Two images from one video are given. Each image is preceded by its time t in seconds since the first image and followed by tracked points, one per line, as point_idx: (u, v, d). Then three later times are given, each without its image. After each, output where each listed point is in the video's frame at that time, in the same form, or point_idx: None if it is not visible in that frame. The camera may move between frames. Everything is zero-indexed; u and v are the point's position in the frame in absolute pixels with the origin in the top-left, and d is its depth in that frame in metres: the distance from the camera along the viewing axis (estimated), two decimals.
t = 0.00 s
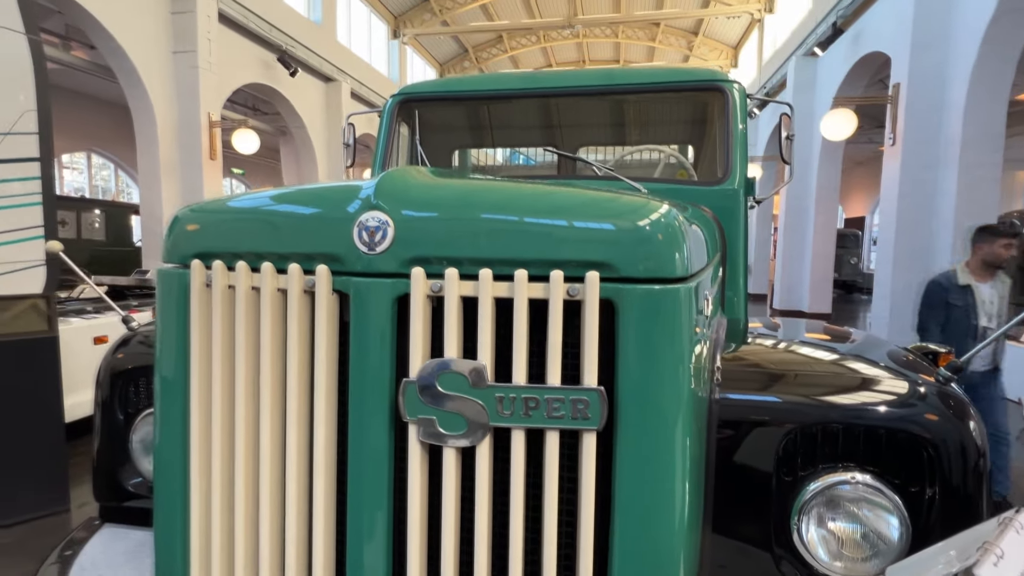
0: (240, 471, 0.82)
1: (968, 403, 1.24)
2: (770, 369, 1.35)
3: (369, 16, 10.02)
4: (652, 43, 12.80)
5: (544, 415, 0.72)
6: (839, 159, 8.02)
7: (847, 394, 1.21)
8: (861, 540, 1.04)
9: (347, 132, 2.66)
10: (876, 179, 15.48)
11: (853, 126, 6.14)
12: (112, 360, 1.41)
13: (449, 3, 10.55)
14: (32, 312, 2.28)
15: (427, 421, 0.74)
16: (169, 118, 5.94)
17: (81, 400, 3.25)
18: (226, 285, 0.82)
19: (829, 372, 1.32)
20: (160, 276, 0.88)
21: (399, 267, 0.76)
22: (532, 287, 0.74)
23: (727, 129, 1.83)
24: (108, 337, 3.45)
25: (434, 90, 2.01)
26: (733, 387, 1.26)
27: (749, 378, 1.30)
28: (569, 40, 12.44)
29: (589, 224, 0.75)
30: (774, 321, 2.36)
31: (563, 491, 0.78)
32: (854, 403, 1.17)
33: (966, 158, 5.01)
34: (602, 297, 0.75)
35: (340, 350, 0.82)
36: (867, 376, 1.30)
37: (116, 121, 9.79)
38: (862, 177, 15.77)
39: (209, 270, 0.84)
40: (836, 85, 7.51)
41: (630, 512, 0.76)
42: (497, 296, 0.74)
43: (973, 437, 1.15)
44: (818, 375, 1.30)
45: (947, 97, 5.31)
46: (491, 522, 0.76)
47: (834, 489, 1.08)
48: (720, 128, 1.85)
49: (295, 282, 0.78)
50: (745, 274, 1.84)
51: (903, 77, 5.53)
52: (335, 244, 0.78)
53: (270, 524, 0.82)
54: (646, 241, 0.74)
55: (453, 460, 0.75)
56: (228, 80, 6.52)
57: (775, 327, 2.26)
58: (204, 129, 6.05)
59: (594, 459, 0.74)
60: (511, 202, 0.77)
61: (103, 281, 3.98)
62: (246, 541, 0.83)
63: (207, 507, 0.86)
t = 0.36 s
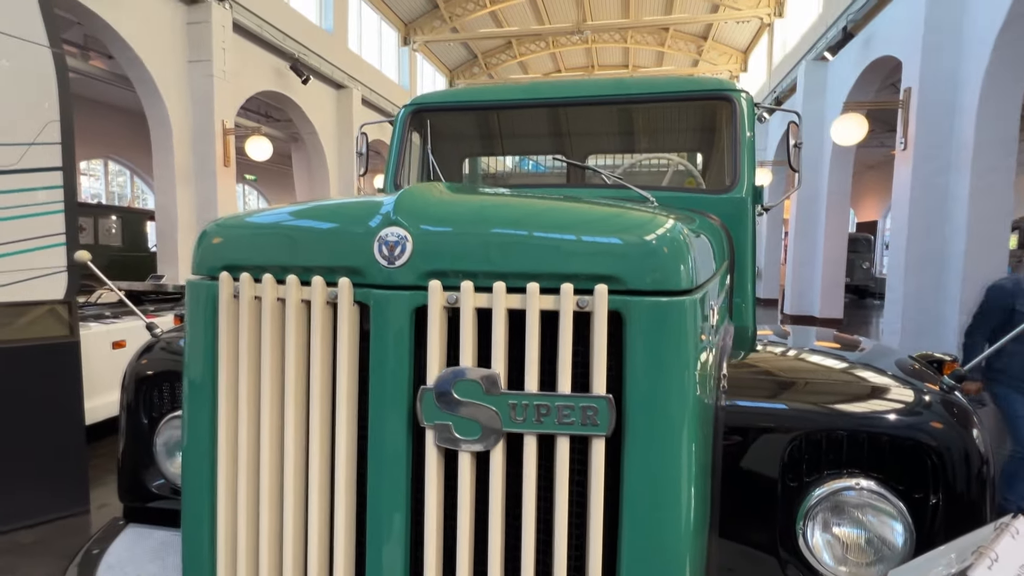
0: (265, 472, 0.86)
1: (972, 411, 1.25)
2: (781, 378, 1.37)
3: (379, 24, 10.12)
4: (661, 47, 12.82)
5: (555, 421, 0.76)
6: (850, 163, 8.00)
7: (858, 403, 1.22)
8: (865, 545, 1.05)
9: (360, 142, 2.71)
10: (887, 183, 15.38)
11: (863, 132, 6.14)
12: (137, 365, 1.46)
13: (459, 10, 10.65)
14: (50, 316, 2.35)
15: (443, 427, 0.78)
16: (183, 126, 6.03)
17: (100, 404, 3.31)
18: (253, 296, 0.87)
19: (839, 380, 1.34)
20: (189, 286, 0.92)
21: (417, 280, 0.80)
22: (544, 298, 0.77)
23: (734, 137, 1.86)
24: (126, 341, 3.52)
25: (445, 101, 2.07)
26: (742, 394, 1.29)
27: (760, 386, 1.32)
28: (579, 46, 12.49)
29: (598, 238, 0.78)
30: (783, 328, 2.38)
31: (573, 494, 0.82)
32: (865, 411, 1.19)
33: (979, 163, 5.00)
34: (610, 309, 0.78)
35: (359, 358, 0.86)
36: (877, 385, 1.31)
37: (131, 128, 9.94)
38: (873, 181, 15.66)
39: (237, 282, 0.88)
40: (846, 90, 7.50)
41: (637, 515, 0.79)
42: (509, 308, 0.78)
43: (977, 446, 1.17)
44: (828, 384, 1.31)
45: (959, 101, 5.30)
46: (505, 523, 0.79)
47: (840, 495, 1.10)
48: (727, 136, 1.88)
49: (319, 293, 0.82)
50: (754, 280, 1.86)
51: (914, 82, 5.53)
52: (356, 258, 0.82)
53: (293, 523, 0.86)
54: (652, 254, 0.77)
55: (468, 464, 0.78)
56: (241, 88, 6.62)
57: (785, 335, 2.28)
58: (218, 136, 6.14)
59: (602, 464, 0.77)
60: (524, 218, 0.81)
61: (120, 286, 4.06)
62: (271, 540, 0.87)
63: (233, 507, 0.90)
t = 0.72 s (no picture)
0: (276, 472, 0.89)
1: (968, 416, 1.27)
2: (786, 381, 1.37)
3: (386, 29, 10.19)
4: (667, 51, 12.85)
5: (556, 422, 0.79)
6: (857, 166, 8.01)
7: (865, 407, 1.22)
8: (862, 546, 1.06)
9: (367, 148, 2.75)
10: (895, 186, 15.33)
11: (869, 135, 6.14)
12: (150, 368, 1.50)
13: (464, 15, 10.72)
14: (61, 320, 2.37)
15: (448, 427, 0.81)
16: (192, 131, 6.11)
17: (110, 407, 3.35)
18: (266, 302, 0.90)
19: (844, 384, 1.33)
20: (204, 292, 0.96)
21: (424, 286, 0.84)
22: (545, 304, 0.80)
23: (738, 143, 1.88)
24: (136, 344, 3.57)
25: (452, 108, 2.10)
26: (747, 397, 1.29)
27: (765, 389, 1.32)
28: (584, 50, 12.55)
29: (599, 245, 0.81)
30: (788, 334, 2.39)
31: (574, 494, 0.84)
32: (870, 415, 1.19)
33: (985, 166, 4.99)
34: (610, 314, 0.81)
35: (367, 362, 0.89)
36: (882, 389, 1.31)
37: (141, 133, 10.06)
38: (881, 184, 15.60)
39: (250, 288, 0.92)
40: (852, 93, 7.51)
41: (635, 515, 0.82)
42: (512, 313, 0.81)
43: (973, 448, 1.18)
44: (832, 388, 1.31)
45: (965, 104, 5.30)
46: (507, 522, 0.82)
47: (838, 497, 1.11)
48: (731, 142, 1.90)
49: (329, 298, 0.85)
50: (756, 283, 1.88)
51: (920, 85, 5.54)
52: (365, 265, 0.86)
53: (303, 522, 0.89)
54: (651, 261, 0.80)
55: (472, 464, 0.81)
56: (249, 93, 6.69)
57: (790, 339, 2.29)
58: (227, 141, 6.21)
59: (602, 464, 0.80)
60: (526, 226, 0.84)
61: (130, 290, 4.11)
62: (282, 538, 0.90)
63: (244, 507, 0.93)
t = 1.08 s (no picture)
0: (286, 473, 0.91)
1: (967, 417, 1.28)
2: (788, 383, 1.38)
3: (389, 33, 10.24)
4: (669, 54, 12.86)
5: (560, 423, 0.81)
6: (860, 168, 8.02)
7: (869, 409, 1.23)
8: (863, 546, 1.08)
9: (371, 151, 2.77)
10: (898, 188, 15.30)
11: (871, 138, 6.16)
12: (159, 370, 1.52)
13: (467, 19, 10.76)
14: (67, 322, 2.39)
15: (454, 429, 0.83)
16: (197, 135, 6.14)
17: (116, 409, 3.38)
18: (275, 305, 0.92)
19: (846, 387, 1.35)
20: (214, 295, 0.98)
21: (431, 290, 0.85)
22: (549, 308, 0.82)
23: (738, 147, 1.89)
24: (142, 346, 3.59)
25: (456, 112, 2.14)
26: (749, 399, 1.29)
27: (767, 391, 1.33)
28: (586, 53, 12.58)
29: (601, 250, 0.83)
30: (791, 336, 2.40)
31: (578, 493, 0.86)
32: (871, 417, 1.20)
33: (988, 168, 5.00)
34: (613, 318, 0.83)
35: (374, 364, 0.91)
36: (883, 392, 1.32)
37: (145, 137, 10.10)
38: (885, 186, 15.58)
39: (260, 291, 0.94)
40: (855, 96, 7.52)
41: (636, 515, 0.83)
42: (517, 316, 0.83)
43: (972, 450, 1.19)
44: (834, 390, 1.32)
45: (968, 107, 5.30)
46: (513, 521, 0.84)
47: (838, 498, 1.12)
48: (732, 146, 1.91)
49: (338, 302, 0.87)
50: (758, 286, 1.89)
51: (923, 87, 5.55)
52: (372, 269, 0.87)
53: (312, 520, 0.91)
54: (652, 266, 0.82)
55: (477, 464, 0.83)
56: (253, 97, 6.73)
57: (792, 342, 2.30)
58: (231, 145, 6.24)
59: (605, 465, 0.81)
60: (529, 232, 0.86)
61: (136, 293, 4.13)
62: (291, 537, 0.92)
63: (254, 506, 0.95)
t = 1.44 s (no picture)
0: (296, 472, 0.92)
1: (967, 417, 1.29)
2: (790, 383, 1.39)
3: (390, 36, 10.28)
4: (670, 56, 12.90)
5: (566, 421, 0.82)
6: (860, 171, 8.04)
7: (871, 408, 1.25)
8: (864, 544, 1.09)
9: (375, 154, 2.78)
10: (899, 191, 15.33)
11: (871, 141, 6.18)
12: (166, 371, 1.54)
13: (468, 22, 10.80)
14: (70, 324, 2.42)
15: (462, 426, 0.84)
16: (200, 138, 6.18)
17: (121, 410, 3.40)
18: (286, 305, 0.94)
19: (847, 387, 1.36)
20: (225, 297, 0.99)
21: (438, 291, 0.87)
22: (555, 308, 0.84)
23: (740, 150, 1.91)
24: (146, 348, 3.61)
25: (458, 115, 2.15)
26: (751, 399, 1.31)
27: (769, 391, 1.35)
28: (587, 56, 12.61)
29: (605, 251, 0.85)
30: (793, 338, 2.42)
31: (583, 491, 0.88)
32: (873, 416, 1.22)
33: (989, 171, 5.01)
34: (617, 317, 0.84)
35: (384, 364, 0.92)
36: (884, 392, 1.33)
37: (148, 139, 10.15)
38: (886, 188, 15.60)
39: (271, 292, 0.95)
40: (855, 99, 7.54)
41: (642, 512, 0.84)
42: (524, 316, 0.84)
43: (972, 449, 1.20)
44: (836, 389, 1.34)
45: (968, 109, 5.32)
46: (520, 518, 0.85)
47: (839, 497, 1.14)
48: (734, 149, 1.93)
49: (348, 303, 0.89)
50: (760, 287, 1.90)
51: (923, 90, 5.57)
52: (382, 270, 0.89)
53: (322, 518, 0.92)
54: (655, 266, 0.83)
55: (485, 462, 0.85)
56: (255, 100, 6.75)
57: (793, 343, 2.32)
58: (234, 147, 6.26)
59: (610, 463, 0.83)
60: (534, 233, 0.87)
61: (140, 295, 4.16)
62: (301, 535, 0.93)
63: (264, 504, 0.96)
